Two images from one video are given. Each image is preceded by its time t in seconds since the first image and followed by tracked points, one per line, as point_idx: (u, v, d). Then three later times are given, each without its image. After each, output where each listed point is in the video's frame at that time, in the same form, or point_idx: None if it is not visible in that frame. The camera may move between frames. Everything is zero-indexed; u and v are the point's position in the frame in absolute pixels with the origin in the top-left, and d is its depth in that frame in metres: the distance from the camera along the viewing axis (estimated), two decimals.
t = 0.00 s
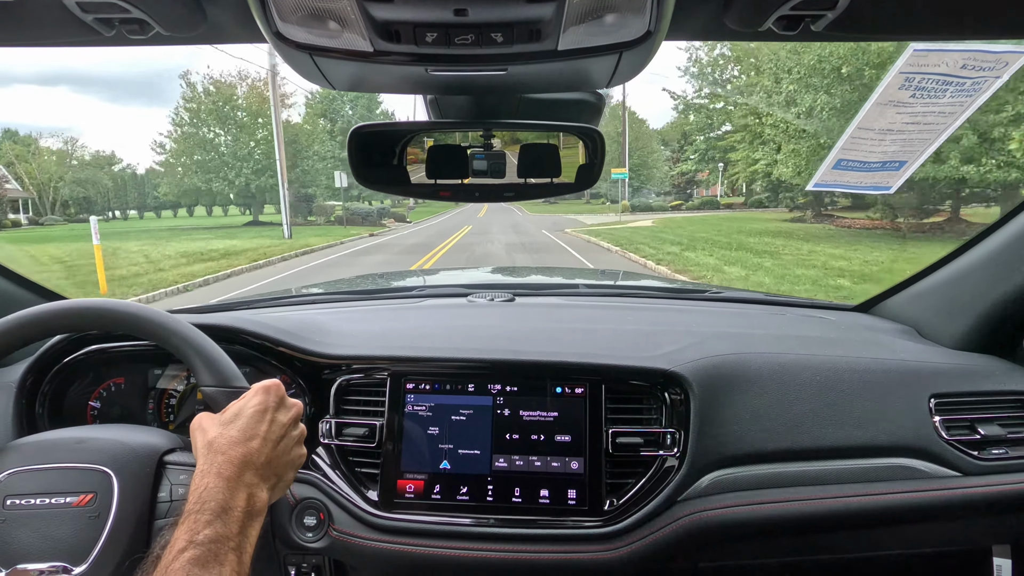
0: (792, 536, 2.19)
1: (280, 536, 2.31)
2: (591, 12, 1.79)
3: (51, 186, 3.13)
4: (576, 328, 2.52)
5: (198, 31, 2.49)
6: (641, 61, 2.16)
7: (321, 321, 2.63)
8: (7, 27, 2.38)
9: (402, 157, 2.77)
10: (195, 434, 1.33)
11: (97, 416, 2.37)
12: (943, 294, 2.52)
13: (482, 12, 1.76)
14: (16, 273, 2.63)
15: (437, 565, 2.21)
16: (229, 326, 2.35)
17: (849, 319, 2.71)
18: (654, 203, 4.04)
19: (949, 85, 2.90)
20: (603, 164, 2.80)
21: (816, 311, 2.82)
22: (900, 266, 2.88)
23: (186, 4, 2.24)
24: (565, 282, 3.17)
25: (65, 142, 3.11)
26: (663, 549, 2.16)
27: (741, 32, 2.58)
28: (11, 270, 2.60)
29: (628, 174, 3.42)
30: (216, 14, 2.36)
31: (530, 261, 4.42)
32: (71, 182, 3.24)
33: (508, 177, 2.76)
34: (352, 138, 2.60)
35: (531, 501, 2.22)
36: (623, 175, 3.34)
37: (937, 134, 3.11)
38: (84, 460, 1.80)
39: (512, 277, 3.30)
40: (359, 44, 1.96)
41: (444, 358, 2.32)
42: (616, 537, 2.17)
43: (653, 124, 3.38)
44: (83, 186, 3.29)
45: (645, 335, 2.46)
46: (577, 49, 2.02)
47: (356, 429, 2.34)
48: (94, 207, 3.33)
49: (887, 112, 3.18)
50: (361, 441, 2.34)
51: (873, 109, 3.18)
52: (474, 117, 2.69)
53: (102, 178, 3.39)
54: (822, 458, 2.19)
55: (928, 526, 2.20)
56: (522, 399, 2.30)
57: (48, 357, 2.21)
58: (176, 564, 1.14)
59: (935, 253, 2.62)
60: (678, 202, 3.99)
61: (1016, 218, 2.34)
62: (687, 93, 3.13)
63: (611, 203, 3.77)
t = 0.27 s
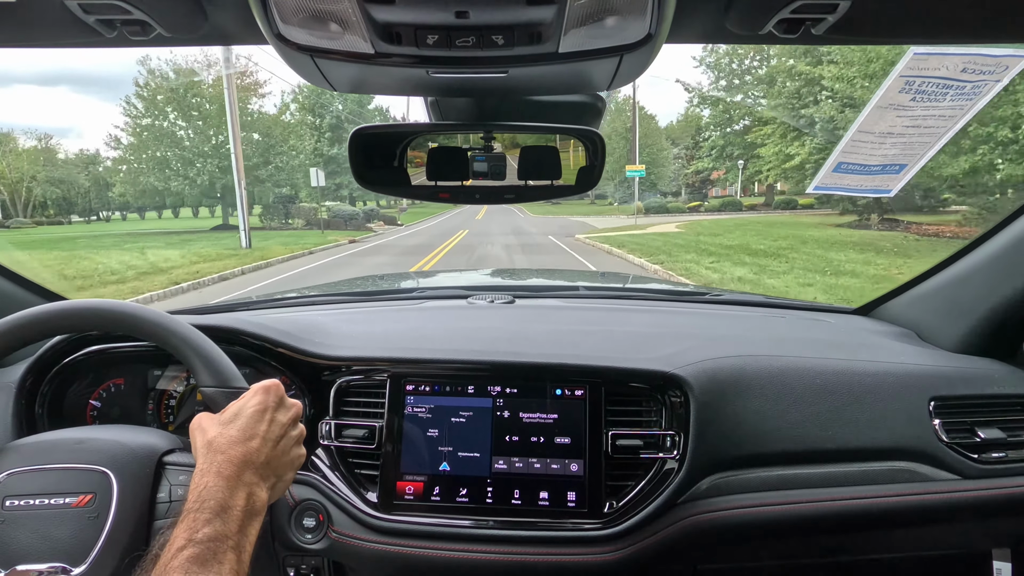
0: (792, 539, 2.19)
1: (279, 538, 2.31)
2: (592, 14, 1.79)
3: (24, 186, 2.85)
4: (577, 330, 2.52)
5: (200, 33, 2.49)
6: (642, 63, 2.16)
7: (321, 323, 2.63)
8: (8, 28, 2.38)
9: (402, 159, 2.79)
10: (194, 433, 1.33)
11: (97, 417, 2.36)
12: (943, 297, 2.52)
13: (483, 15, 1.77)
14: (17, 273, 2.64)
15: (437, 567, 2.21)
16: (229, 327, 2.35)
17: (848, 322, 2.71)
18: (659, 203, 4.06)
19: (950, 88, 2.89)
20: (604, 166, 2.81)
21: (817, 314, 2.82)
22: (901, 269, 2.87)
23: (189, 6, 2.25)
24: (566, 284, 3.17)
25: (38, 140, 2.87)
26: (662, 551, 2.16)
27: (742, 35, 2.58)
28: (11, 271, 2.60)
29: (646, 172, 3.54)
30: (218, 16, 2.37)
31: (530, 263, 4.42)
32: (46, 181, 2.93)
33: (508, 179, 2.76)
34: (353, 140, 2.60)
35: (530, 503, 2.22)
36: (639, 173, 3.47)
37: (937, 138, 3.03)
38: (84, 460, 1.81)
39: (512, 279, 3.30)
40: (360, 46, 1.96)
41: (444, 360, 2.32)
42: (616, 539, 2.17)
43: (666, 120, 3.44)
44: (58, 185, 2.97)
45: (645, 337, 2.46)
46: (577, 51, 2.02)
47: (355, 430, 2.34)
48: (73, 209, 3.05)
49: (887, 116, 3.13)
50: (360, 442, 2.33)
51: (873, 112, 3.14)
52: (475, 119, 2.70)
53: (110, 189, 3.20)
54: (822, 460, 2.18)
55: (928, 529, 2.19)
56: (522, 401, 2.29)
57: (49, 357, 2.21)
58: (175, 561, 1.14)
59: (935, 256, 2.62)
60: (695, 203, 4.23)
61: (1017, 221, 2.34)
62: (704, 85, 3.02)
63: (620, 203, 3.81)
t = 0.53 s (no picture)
0: (792, 539, 2.18)
1: (280, 540, 2.31)
2: (591, 15, 1.79)
3: None
4: (577, 331, 2.52)
5: (199, 35, 2.49)
6: (641, 64, 2.16)
7: (321, 324, 2.63)
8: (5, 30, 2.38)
9: (402, 160, 2.80)
10: (194, 435, 1.33)
11: (96, 418, 2.36)
12: (943, 297, 2.52)
13: (482, 16, 1.77)
14: (17, 276, 2.64)
15: (437, 569, 2.21)
16: (230, 328, 2.35)
17: (848, 322, 2.71)
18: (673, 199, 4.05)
19: (949, 89, 2.89)
20: (603, 166, 2.82)
21: (816, 314, 2.82)
22: (900, 269, 2.88)
23: (188, 8, 2.25)
24: (565, 285, 3.17)
25: (7, 137, 2.82)
26: (663, 552, 2.16)
27: (740, 36, 2.59)
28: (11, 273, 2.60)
29: (668, 168, 3.68)
30: (217, 18, 2.37)
31: (530, 264, 4.42)
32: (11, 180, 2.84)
33: (507, 181, 2.76)
34: (353, 141, 2.61)
35: (531, 504, 2.22)
36: (660, 170, 3.62)
37: (936, 138, 3.06)
38: (84, 463, 1.80)
39: (512, 280, 3.30)
40: (359, 47, 1.96)
41: (444, 361, 2.31)
42: (616, 540, 2.17)
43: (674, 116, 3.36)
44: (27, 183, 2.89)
45: (644, 338, 2.46)
46: (576, 52, 2.02)
47: (355, 432, 2.34)
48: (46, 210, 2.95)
49: (887, 116, 3.13)
50: (361, 444, 2.33)
51: (873, 112, 3.13)
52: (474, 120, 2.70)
53: (81, 175, 3.11)
54: (822, 461, 2.18)
55: (929, 530, 2.19)
56: (522, 402, 2.29)
57: (49, 359, 2.21)
58: (177, 563, 1.13)
59: (935, 256, 2.62)
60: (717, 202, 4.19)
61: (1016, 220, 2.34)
62: (723, 76, 2.92)
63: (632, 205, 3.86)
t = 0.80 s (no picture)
0: (793, 537, 2.19)
1: (281, 540, 2.31)
2: (589, 15, 1.79)
3: None
4: (577, 330, 2.52)
5: (198, 36, 2.49)
6: (640, 63, 2.16)
7: (321, 324, 2.63)
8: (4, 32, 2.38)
9: (402, 160, 2.81)
10: (196, 432, 1.33)
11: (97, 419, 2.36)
12: (943, 294, 2.53)
13: (481, 16, 1.77)
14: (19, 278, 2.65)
15: (438, 568, 2.21)
16: (230, 329, 2.36)
17: (848, 320, 2.72)
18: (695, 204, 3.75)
19: (947, 86, 2.89)
20: (603, 163, 2.83)
21: (816, 312, 2.82)
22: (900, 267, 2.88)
23: (188, 9, 2.25)
24: (566, 284, 3.16)
25: None
26: (664, 551, 2.16)
27: (740, 33, 2.58)
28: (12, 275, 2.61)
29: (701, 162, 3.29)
30: (216, 19, 2.37)
31: (530, 264, 4.41)
32: None
33: (507, 180, 2.77)
34: (352, 142, 2.62)
35: (532, 503, 2.22)
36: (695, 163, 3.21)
37: (937, 135, 3.06)
38: (86, 464, 1.81)
39: (512, 280, 3.30)
40: (358, 48, 1.97)
41: (445, 361, 2.32)
42: (617, 538, 2.17)
43: (684, 111, 3.21)
44: None
45: (645, 336, 2.46)
46: (574, 51, 2.02)
47: (356, 432, 2.34)
48: None
49: (886, 114, 3.06)
50: (362, 444, 2.33)
51: (871, 110, 3.06)
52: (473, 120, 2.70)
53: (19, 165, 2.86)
54: (823, 458, 2.19)
55: (930, 527, 2.19)
56: (523, 402, 2.30)
57: (50, 360, 2.21)
58: (180, 558, 1.14)
59: (934, 254, 2.62)
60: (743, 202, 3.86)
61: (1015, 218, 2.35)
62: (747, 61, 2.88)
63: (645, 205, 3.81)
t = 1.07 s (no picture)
0: (793, 544, 2.18)
1: (279, 547, 2.30)
2: (588, 22, 1.80)
3: None
4: (577, 336, 2.52)
5: (199, 43, 2.50)
6: (639, 70, 2.17)
7: (321, 331, 2.62)
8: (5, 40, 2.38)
9: (402, 166, 2.81)
10: (193, 441, 1.33)
11: (96, 425, 2.36)
12: (942, 301, 2.52)
13: (481, 23, 1.78)
14: (19, 284, 2.65)
15: None
16: (229, 335, 2.35)
17: (848, 327, 2.71)
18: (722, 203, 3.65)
19: (946, 92, 2.89)
20: (603, 172, 2.80)
21: (816, 319, 2.82)
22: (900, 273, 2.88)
23: (189, 16, 2.26)
24: (566, 290, 3.16)
25: None
26: (664, 559, 2.15)
27: (739, 41, 2.59)
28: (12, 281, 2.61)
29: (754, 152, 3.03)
30: (217, 27, 2.37)
31: (529, 270, 4.41)
32: None
33: (506, 186, 2.77)
34: (353, 149, 2.63)
35: (531, 510, 2.21)
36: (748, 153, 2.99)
37: (936, 141, 3.07)
38: (84, 471, 1.80)
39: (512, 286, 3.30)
40: (359, 55, 1.97)
41: (445, 368, 2.31)
42: (617, 546, 2.16)
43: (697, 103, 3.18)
44: None
45: (644, 343, 2.46)
46: (574, 59, 2.03)
47: (355, 438, 2.34)
48: None
49: (884, 120, 3.15)
50: (361, 451, 2.33)
51: (870, 117, 3.14)
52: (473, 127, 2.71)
53: None
54: (823, 465, 2.18)
55: (931, 534, 2.18)
56: (522, 408, 2.29)
57: (49, 367, 2.17)
58: (175, 569, 1.13)
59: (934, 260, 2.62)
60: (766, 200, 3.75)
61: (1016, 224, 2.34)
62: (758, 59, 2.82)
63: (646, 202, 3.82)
